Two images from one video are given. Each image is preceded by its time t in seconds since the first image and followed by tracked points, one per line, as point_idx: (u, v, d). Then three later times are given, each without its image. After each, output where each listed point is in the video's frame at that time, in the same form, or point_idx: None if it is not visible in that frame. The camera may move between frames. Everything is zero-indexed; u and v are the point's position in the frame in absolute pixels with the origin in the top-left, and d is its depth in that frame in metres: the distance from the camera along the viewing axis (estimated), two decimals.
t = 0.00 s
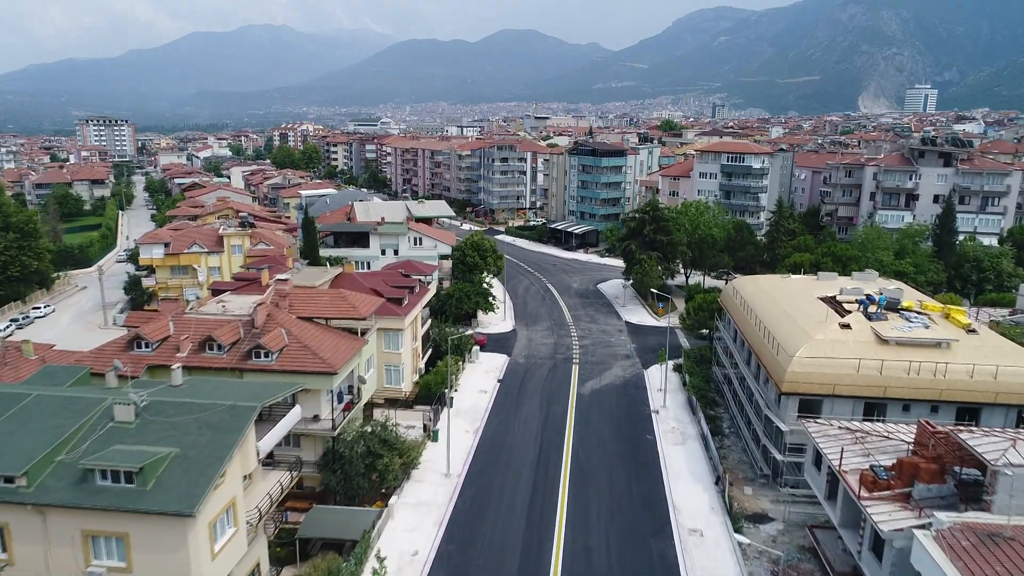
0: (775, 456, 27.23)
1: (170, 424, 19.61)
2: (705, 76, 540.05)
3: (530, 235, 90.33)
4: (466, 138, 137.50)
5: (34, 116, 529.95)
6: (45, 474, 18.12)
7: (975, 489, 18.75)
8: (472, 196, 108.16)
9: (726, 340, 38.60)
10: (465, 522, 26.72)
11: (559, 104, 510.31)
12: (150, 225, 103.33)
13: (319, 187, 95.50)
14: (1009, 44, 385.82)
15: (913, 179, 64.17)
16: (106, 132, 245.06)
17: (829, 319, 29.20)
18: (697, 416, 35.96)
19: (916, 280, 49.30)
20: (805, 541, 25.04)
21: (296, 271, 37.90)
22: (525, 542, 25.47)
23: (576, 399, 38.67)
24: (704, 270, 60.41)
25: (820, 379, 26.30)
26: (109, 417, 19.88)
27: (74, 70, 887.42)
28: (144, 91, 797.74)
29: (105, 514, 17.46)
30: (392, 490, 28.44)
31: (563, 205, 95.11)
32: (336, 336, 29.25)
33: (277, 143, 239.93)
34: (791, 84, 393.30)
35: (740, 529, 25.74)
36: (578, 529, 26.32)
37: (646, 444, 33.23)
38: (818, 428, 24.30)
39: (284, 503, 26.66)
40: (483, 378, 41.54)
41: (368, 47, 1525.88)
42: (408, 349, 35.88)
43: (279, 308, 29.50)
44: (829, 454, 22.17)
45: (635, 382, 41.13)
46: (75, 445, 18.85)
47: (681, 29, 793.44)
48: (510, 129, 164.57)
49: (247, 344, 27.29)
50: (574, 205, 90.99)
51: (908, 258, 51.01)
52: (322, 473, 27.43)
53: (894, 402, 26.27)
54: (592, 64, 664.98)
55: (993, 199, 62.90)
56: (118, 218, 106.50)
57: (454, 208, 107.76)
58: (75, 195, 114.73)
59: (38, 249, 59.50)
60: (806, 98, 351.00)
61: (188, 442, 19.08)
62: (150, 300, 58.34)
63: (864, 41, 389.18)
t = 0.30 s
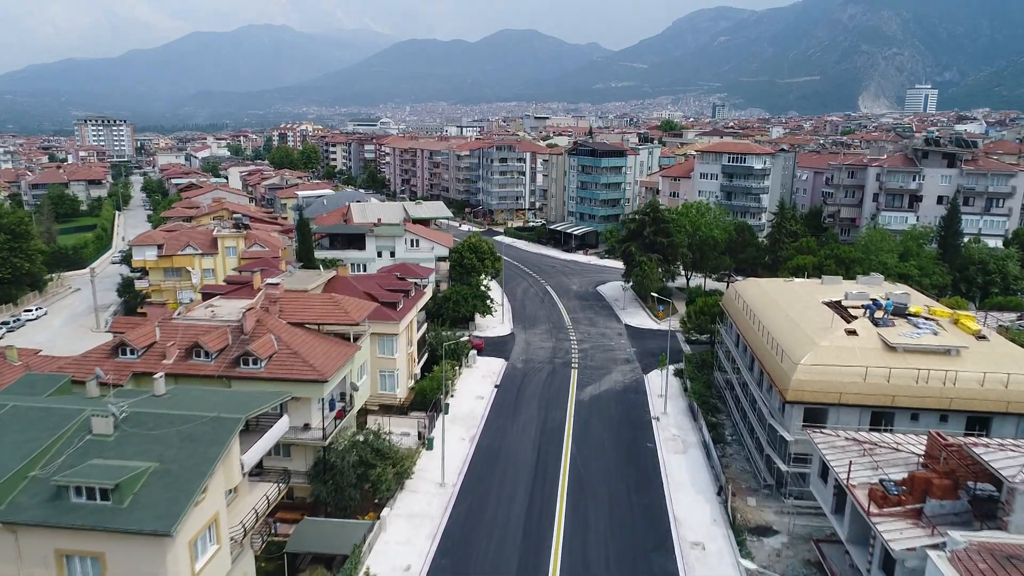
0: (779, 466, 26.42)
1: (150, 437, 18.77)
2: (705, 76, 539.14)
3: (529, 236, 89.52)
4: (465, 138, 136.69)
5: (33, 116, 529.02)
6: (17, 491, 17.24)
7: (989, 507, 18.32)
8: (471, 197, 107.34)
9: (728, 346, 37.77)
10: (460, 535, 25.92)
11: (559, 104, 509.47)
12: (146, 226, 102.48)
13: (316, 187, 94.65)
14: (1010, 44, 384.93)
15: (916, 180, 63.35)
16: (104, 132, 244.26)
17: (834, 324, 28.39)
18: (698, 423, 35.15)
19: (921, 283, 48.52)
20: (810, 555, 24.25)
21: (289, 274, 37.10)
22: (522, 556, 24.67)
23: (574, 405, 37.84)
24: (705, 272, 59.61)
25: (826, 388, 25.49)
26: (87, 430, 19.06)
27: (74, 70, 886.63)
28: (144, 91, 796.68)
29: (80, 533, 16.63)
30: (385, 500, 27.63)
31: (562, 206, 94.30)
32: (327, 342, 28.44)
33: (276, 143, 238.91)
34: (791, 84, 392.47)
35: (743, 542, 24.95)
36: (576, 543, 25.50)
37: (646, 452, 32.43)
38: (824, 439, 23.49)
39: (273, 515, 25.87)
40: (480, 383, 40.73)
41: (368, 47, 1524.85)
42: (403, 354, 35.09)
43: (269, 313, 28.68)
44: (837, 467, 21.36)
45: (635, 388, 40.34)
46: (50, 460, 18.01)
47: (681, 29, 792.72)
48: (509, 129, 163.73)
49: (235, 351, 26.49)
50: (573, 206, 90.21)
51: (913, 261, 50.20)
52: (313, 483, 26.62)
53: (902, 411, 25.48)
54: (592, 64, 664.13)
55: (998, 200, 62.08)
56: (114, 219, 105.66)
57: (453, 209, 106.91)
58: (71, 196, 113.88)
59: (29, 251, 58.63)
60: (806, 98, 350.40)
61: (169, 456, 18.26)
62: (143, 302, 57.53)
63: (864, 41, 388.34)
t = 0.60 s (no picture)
0: (784, 477, 25.59)
1: (129, 451, 17.94)
2: (705, 76, 538.33)
3: (528, 237, 88.70)
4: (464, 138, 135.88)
5: (33, 116, 528.37)
6: None
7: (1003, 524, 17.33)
8: (470, 197, 106.56)
9: (730, 350, 36.93)
10: (454, 548, 25.11)
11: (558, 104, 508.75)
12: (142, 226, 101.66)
13: (313, 188, 93.80)
14: (1010, 44, 384.09)
15: (920, 181, 62.53)
16: (102, 132, 243.47)
17: (841, 330, 27.59)
18: (699, 430, 34.36)
19: (926, 285, 47.67)
20: (816, 570, 23.45)
21: (282, 277, 36.29)
22: (517, 569, 23.86)
23: (573, 411, 37.05)
24: (706, 274, 58.78)
25: (832, 396, 24.68)
26: (62, 443, 18.22)
27: (74, 70, 885.97)
28: (143, 91, 795.61)
29: (50, 555, 15.77)
30: (377, 512, 26.81)
31: (562, 206, 93.52)
32: (318, 348, 27.62)
33: (275, 143, 238.03)
34: (791, 84, 391.71)
35: (747, 555, 24.18)
36: (574, 555, 24.72)
37: (646, 460, 31.65)
38: (831, 450, 22.70)
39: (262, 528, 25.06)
40: (477, 388, 39.93)
41: (368, 47, 1523.57)
42: (397, 359, 34.30)
43: (258, 319, 27.88)
44: (845, 480, 20.56)
45: (635, 393, 39.53)
46: (22, 476, 17.16)
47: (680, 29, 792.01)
48: (509, 129, 162.93)
49: (222, 359, 25.70)
50: (573, 207, 89.43)
51: (918, 263, 49.39)
52: (302, 495, 25.82)
53: (911, 420, 24.70)
54: (592, 64, 663.46)
55: (1003, 201, 61.25)
56: (110, 219, 104.83)
57: (451, 209, 106.16)
58: (67, 196, 113.04)
59: (21, 252, 57.76)
60: (806, 99, 349.84)
61: (148, 471, 17.46)
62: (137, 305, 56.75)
63: (864, 41, 387.60)
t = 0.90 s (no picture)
0: (788, 488, 24.78)
1: (104, 465, 17.17)
2: (705, 75, 537.57)
3: (527, 238, 87.91)
4: (463, 138, 135.11)
5: (33, 116, 528.00)
6: None
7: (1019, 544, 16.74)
8: (469, 197, 105.80)
9: (732, 355, 36.12)
10: (448, 561, 24.35)
11: (558, 104, 507.89)
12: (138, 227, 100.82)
13: (310, 188, 93.00)
14: (1010, 43, 383.33)
15: (924, 181, 61.75)
16: (101, 132, 242.58)
17: (846, 336, 26.79)
18: (700, 438, 33.59)
19: (931, 288, 46.92)
20: None
21: (274, 280, 35.52)
22: None
23: (571, 417, 36.27)
24: (708, 277, 58.01)
25: (838, 405, 23.90)
26: (36, 458, 17.41)
27: (74, 70, 885.36)
28: (143, 91, 794.64)
29: None
30: (369, 524, 25.99)
31: (561, 207, 92.73)
32: (308, 354, 26.81)
33: (273, 143, 237.17)
34: (792, 84, 390.92)
35: (750, 570, 23.42)
36: (572, 568, 23.99)
37: (646, 469, 30.90)
38: (836, 461, 21.94)
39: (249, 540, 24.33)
40: (473, 393, 39.14)
41: (368, 47, 1522.24)
42: (392, 365, 33.55)
43: (247, 325, 27.08)
44: (852, 494, 19.78)
45: (635, 399, 38.74)
46: None
47: (680, 29, 791.32)
48: (508, 130, 162.08)
49: (209, 366, 24.91)
50: (572, 208, 88.73)
51: (923, 266, 48.56)
52: (292, 507, 25.01)
53: (919, 430, 23.92)
54: (591, 64, 662.72)
55: (1007, 202, 60.43)
56: (107, 219, 104.05)
57: (450, 210, 105.37)
58: (64, 197, 112.32)
59: (12, 254, 56.91)
60: (806, 99, 349.48)
61: (125, 488, 16.65)
62: (129, 307, 55.99)
63: (865, 41, 386.91)
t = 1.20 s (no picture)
0: (793, 499, 24.05)
1: (78, 481, 16.40)
2: (705, 75, 536.66)
3: (526, 239, 87.13)
4: (462, 138, 134.37)
5: (32, 116, 526.51)
6: None
7: None
8: (468, 198, 105.07)
9: (733, 360, 35.34)
10: None
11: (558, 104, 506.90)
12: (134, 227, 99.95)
13: (307, 188, 92.20)
14: (1011, 42, 382.52)
15: (927, 182, 60.99)
16: (99, 132, 241.48)
17: (852, 343, 26.03)
18: (702, 445, 32.81)
19: (936, 291, 46.16)
20: None
21: (266, 284, 34.71)
22: None
23: (569, 424, 35.49)
24: (708, 279, 57.34)
25: (844, 414, 23.13)
26: (7, 474, 16.61)
27: (74, 71, 884.09)
28: (142, 91, 793.23)
29: None
30: (361, 536, 25.23)
31: (560, 208, 91.97)
32: (298, 362, 26.01)
33: (272, 143, 236.21)
34: (792, 83, 390.09)
35: None
36: None
37: (646, 478, 30.16)
38: (843, 474, 21.18)
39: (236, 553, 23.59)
40: (470, 399, 38.34)
41: (368, 47, 1520.72)
42: (386, 371, 32.78)
43: (235, 331, 26.28)
44: (860, 509, 18.99)
45: (635, 405, 37.94)
46: None
47: (680, 29, 790.47)
48: (507, 130, 161.23)
49: (195, 374, 24.15)
50: (571, 209, 88.13)
51: (927, 268, 47.80)
52: (280, 519, 24.26)
53: (928, 440, 23.14)
54: (591, 63, 662.67)
55: (1012, 203, 59.66)
56: (102, 220, 103.23)
57: (448, 210, 104.58)
58: (59, 198, 111.52)
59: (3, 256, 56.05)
60: (806, 99, 348.78)
61: (100, 504, 15.86)
62: (122, 310, 55.13)
63: (865, 40, 386.11)
